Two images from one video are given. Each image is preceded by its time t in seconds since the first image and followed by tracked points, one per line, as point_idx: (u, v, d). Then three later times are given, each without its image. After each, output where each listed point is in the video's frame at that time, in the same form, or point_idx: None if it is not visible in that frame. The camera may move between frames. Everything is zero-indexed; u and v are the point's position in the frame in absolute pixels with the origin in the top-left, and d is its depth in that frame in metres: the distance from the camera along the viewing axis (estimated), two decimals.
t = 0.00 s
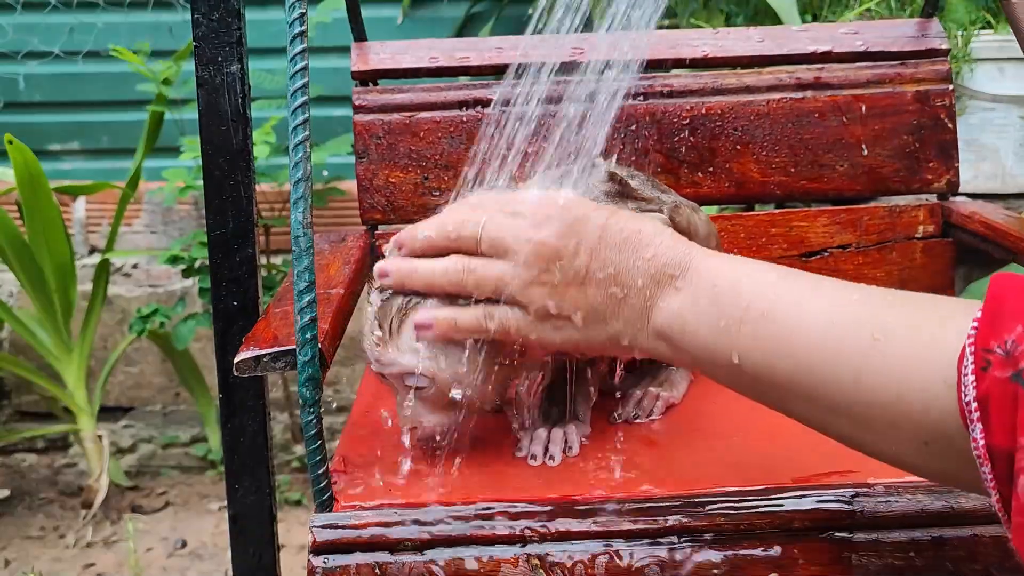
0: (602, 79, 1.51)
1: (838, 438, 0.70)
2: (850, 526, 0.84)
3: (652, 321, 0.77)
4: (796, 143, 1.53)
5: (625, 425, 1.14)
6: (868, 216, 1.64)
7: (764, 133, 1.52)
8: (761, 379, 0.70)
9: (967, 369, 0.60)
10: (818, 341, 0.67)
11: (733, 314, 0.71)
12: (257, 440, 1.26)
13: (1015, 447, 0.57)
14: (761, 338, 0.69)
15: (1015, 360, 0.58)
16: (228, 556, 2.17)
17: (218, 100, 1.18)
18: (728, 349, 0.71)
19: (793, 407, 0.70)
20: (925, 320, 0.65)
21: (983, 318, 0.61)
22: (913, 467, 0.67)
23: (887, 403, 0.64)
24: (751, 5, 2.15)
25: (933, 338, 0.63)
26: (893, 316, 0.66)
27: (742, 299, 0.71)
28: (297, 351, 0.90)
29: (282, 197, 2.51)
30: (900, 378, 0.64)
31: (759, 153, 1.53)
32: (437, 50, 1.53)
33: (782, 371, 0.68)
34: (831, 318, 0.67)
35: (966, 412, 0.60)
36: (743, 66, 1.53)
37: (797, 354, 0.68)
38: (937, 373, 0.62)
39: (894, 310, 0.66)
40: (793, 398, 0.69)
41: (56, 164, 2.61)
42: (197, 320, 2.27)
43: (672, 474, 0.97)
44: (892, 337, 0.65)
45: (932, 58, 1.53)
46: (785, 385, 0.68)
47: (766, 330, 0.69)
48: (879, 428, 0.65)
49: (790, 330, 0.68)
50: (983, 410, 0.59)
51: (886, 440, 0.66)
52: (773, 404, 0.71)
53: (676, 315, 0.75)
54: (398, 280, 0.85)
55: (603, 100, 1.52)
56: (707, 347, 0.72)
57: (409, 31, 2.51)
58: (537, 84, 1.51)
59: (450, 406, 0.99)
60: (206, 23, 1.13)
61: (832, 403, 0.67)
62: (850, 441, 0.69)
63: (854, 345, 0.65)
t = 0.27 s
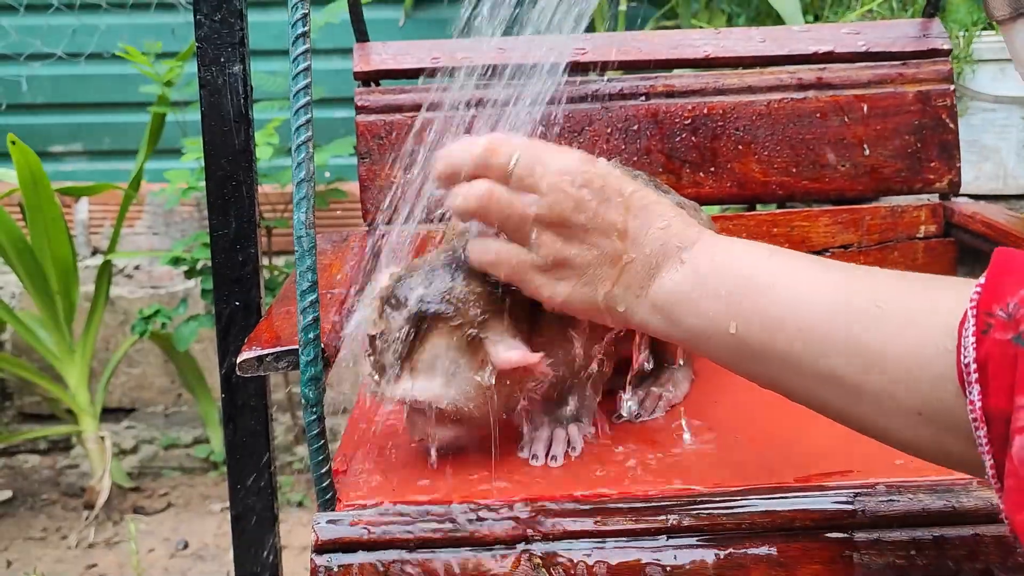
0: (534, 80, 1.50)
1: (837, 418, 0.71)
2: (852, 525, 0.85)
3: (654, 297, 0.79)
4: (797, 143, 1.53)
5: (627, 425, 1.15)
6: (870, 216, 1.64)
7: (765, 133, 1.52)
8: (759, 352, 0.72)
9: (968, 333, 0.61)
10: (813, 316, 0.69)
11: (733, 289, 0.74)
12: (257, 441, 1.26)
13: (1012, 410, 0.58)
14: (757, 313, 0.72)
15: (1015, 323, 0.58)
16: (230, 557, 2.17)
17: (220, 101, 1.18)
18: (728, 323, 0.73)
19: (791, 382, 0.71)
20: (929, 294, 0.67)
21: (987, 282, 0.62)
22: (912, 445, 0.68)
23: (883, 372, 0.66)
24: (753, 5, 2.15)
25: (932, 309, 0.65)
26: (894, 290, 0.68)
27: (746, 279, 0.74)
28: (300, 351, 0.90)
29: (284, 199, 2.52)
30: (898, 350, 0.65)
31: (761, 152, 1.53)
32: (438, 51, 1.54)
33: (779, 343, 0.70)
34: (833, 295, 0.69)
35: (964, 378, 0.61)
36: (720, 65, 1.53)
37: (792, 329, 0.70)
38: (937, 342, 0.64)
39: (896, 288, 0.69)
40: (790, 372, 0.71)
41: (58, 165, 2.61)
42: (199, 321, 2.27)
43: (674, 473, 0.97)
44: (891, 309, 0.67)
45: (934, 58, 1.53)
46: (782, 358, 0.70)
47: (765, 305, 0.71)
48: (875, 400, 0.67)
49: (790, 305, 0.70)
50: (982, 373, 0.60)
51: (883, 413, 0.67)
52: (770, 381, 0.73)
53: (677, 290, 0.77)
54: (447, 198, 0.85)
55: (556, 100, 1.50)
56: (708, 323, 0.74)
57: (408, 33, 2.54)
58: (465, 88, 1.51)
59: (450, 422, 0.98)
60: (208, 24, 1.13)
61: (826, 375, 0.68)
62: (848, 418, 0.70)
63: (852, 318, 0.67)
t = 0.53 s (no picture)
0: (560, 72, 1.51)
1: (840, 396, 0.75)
2: (853, 517, 0.84)
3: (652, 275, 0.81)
4: (798, 137, 1.53)
5: (629, 418, 1.14)
6: (870, 210, 1.63)
7: (766, 127, 1.52)
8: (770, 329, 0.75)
9: (973, 310, 0.66)
10: (820, 298, 0.73)
11: (741, 269, 0.76)
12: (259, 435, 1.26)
13: (1015, 386, 0.63)
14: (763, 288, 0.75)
15: (1019, 299, 0.64)
16: (231, 556, 2.17)
17: (221, 95, 1.19)
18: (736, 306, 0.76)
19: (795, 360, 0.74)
20: (927, 273, 0.72)
21: (992, 258, 0.67)
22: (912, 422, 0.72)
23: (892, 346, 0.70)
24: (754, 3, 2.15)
25: (927, 285, 0.71)
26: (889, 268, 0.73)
27: (749, 257, 0.77)
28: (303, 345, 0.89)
29: (285, 197, 2.52)
30: (904, 323, 0.70)
31: (762, 147, 1.53)
32: (439, 45, 1.55)
33: (790, 317, 0.74)
34: (843, 278, 0.73)
35: (967, 357, 0.67)
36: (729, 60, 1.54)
37: (802, 308, 0.73)
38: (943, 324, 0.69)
39: (890, 266, 0.73)
40: (798, 350, 0.74)
41: (58, 164, 2.61)
42: (200, 320, 2.27)
43: (676, 466, 0.97)
44: (891, 293, 0.71)
45: (933, 53, 1.53)
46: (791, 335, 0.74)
47: (767, 289, 0.75)
48: (881, 376, 0.71)
49: (795, 285, 0.74)
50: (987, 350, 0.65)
51: (890, 387, 0.71)
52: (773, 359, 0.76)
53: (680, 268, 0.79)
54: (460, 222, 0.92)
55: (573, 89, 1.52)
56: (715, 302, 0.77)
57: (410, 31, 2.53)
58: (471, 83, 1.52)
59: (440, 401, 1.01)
60: (209, 18, 1.14)
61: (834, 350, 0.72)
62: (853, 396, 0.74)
63: (861, 297, 0.72)
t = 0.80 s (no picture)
0: (611, 64, 1.51)
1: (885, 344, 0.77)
2: (847, 507, 0.84)
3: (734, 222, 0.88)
4: (796, 128, 1.53)
5: (626, 409, 1.14)
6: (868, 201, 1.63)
7: (763, 118, 1.52)
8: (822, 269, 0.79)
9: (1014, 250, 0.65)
10: (866, 244, 0.77)
11: (805, 217, 0.83)
12: (258, 434, 1.27)
13: None
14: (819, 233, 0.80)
15: None
16: (229, 554, 2.16)
17: (219, 89, 1.19)
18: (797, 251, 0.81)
19: (845, 301, 0.78)
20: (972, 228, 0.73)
21: None
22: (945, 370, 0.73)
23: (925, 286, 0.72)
24: None
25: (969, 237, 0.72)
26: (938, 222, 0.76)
27: (814, 210, 0.83)
28: (304, 338, 0.89)
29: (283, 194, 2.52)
30: (936, 267, 0.72)
31: (759, 137, 1.53)
32: (438, 35, 1.54)
33: (838, 261, 0.78)
34: (893, 228, 0.77)
35: (1001, 293, 0.66)
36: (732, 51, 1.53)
37: (851, 252, 0.78)
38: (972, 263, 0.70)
39: (943, 222, 0.76)
40: (848, 290, 0.78)
41: (56, 163, 2.61)
42: (198, 317, 2.26)
43: (674, 456, 0.97)
44: (934, 241, 0.74)
45: (930, 43, 1.54)
46: (837, 274, 0.78)
47: (822, 234, 0.80)
48: (915, 317, 0.72)
49: (844, 232, 0.79)
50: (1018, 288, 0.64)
51: (923, 328, 0.72)
52: (826, 302, 0.80)
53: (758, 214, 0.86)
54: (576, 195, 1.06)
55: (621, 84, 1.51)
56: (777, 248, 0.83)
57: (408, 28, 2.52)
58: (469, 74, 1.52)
59: (445, 392, 1.02)
60: (207, 12, 1.12)
61: (874, 291, 0.75)
62: (893, 342, 0.75)
63: (905, 243, 0.75)
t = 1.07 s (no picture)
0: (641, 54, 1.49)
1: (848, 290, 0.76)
2: (845, 498, 0.83)
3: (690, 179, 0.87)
4: (794, 122, 1.53)
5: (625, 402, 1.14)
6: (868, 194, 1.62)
7: (762, 112, 1.51)
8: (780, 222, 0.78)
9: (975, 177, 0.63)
10: (826, 190, 0.76)
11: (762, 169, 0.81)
12: (255, 427, 1.26)
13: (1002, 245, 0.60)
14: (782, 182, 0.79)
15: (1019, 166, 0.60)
16: (228, 553, 2.16)
17: (215, 82, 1.19)
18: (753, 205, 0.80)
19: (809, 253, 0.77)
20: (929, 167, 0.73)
21: (1006, 133, 0.63)
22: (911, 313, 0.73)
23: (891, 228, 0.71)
24: None
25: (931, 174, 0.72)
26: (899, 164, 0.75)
27: (773, 157, 0.81)
28: (301, 331, 0.89)
29: (282, 192, 2.51)
30: (906, 212, 0.71)
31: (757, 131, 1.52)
32: (435, 29, 1.55)
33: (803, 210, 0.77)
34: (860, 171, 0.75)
35: (962, 219, 0.65)
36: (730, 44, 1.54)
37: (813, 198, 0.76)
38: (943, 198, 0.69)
39: (887, 159, 0.77)
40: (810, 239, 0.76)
41: (55, 162, 2.60)
42: (196, 316, 2.26)
43: (674, 448, 0.96)
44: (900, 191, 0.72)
45: (928, 36, 1.53)
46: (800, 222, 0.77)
47: (786, 183, 0.78)
48: (877, 252, 0.72)
49: (805, 180, 0.77)
50: (980, 212, 0.62)
51: (893, 270, 0.72)
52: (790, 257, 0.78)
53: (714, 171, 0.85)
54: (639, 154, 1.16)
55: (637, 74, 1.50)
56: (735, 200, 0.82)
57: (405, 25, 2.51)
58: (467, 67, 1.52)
59: (438, 394, 1.03)
60: (203, 4, 1.16)
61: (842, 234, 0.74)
62: (854, 286, 0.75)
63: (868, 189, 0.74)
